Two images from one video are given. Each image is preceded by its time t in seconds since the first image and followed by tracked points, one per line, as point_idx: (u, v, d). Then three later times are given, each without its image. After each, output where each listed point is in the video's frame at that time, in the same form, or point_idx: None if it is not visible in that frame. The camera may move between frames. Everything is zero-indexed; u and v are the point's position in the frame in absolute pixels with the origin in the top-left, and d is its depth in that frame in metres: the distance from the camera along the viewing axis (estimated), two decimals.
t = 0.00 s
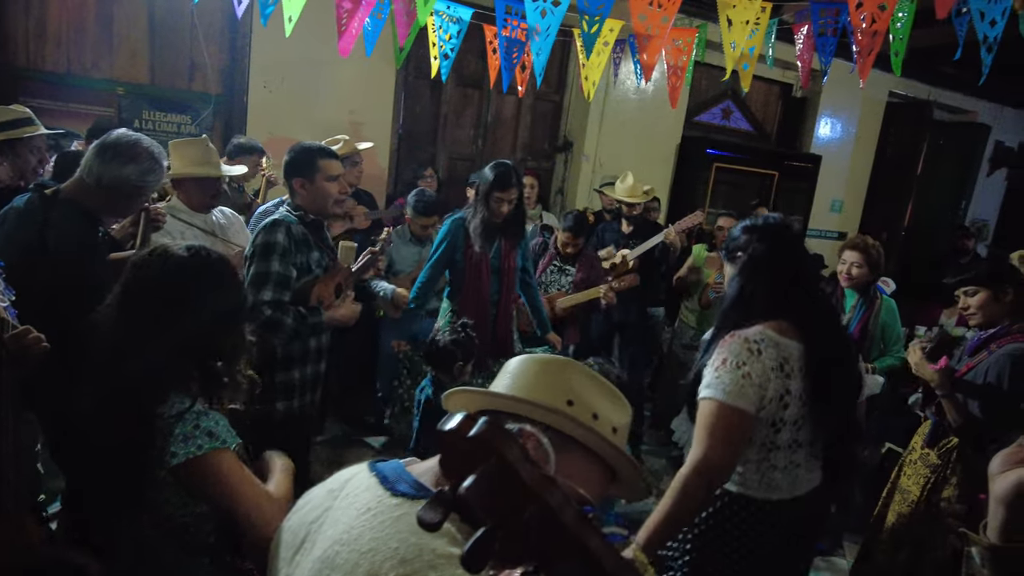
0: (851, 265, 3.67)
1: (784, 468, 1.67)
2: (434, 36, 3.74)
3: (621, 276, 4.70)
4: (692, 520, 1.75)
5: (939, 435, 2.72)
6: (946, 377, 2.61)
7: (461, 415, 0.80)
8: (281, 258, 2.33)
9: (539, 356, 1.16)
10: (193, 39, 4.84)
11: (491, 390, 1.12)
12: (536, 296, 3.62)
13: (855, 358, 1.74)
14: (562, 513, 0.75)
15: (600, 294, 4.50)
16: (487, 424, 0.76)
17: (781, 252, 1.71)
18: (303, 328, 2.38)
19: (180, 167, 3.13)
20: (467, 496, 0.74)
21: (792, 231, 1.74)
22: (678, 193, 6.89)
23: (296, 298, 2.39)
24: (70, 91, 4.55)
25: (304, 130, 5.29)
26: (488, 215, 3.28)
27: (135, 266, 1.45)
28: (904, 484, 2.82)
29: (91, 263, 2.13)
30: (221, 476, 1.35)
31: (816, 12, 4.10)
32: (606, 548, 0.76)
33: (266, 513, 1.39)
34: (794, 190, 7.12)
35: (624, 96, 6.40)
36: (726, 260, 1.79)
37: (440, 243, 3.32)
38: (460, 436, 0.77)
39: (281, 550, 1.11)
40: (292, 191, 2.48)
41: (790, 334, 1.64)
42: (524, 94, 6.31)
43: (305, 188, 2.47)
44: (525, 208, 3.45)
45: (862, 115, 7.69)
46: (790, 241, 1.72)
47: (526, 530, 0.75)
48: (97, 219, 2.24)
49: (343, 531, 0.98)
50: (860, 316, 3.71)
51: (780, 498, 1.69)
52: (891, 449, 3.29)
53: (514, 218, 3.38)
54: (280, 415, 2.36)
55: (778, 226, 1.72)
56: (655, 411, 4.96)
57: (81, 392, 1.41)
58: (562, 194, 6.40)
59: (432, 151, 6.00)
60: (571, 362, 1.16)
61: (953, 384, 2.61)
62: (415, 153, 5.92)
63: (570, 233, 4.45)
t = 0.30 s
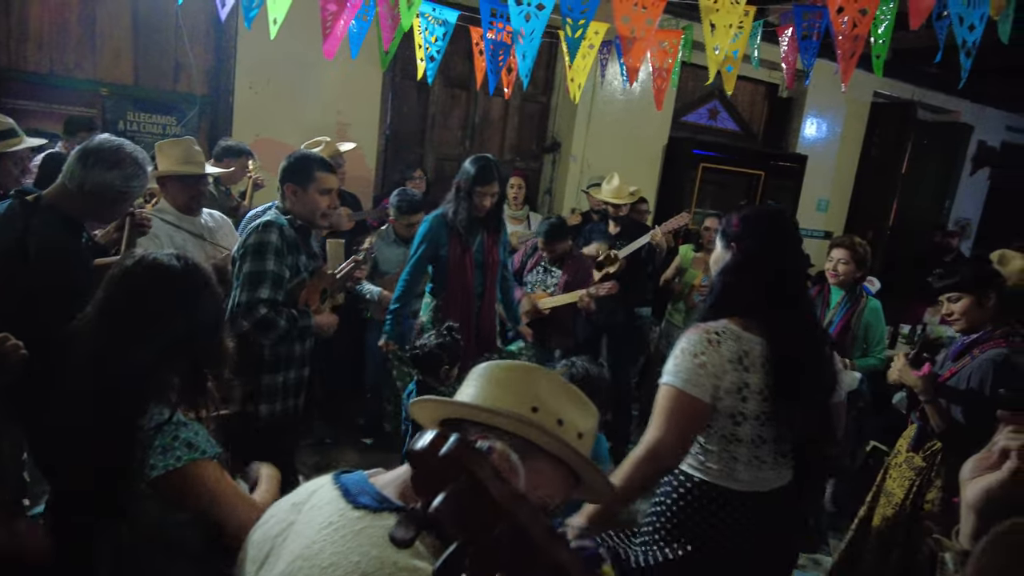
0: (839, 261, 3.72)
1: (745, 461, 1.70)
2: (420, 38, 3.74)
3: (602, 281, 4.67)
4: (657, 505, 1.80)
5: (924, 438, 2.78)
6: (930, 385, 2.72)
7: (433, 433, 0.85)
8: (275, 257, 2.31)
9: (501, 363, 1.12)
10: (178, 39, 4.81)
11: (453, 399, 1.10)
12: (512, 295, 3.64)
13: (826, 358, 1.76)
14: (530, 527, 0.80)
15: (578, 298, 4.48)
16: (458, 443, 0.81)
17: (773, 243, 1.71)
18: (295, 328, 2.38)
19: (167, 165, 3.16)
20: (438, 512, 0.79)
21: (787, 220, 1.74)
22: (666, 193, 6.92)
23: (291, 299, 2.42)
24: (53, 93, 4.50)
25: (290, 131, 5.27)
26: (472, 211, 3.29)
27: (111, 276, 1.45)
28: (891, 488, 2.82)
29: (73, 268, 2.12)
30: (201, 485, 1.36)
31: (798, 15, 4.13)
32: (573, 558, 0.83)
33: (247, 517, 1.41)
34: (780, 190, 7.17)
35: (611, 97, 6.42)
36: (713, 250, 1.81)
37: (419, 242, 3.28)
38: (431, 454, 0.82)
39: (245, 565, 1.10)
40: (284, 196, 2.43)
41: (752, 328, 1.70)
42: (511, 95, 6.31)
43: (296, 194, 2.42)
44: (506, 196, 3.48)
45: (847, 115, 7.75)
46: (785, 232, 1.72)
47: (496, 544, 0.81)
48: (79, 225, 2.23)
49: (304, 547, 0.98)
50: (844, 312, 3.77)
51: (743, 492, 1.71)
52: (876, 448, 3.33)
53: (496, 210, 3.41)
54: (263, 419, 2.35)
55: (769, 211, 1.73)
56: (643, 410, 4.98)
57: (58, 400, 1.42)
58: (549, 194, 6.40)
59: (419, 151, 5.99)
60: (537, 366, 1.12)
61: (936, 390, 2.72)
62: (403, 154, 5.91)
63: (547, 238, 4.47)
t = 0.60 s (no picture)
0: (807, 264, 3.80)
1: (711, 479, 1.75)
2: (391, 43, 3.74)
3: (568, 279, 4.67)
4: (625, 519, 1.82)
5: (886, 435, 2.86)
6: (892, 385, 2.79)
7: (366, 466, 0.86)
8: (244, 274, 2.30)
9: (457, 384, 1.20)
10: (148, 40, 4.76)
11: (403, 414, 1.15)
12: (484, 295, 3.68)
13: (789, 377, 1.82)
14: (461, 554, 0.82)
15: (539, 297, 4.53)
16: (391, 475, 0.83)
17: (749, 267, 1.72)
18: (272, 342, 2.40)
19: (140, 171, 3.12)
20: (366, 546, 0.79)
21: (763, 244, 1.75)
22: (640, 194, 6.98)
23: (262, 313, 2.39)
24: (18, 94, 4.42)
25: (263, 133, 5.23)
26: (439, 211, 3.34)
27: (87, 287, 1.44)
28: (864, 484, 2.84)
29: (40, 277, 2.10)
30: (172, 491, 1.39)
31: (763, 24, 4.17)
32: None
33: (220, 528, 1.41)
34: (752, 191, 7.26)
35: (585, 99, 6.46)
36: (685, 270, 1.81)
37: (392, 243, 3.31)
38: (365, 485, 0.83)
39: None
40: (250, 208, 2.42)
41: (720, 351, 1.73)
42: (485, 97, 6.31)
43: (263, 208, 2.41)
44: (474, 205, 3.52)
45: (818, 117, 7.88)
46: (762, 255, 1.74)
47: None
48: (46, 233, 2.20)
49: (243, 566, 1.00)
50: (811, 313, 3.84)
51: (708, 508, 1.76)
52: (843, 445, 3.41)
53: (465, 214, 3.43)
54: (249, 433, 2.37)
55: (745, 233, 1.74)
56: (617, 411, 5.02)
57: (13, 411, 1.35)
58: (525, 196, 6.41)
59: (394, 152, 5.98)
60: (490, 392, 1.21)
61: (898, 390, 2.79)
62: (377, 155, 5.89)
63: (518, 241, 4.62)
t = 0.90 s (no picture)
0: (761, 261, 3.88)
1: (678, 460, 1.78)
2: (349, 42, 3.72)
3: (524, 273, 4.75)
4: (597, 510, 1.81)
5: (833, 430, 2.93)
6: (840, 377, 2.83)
7: (290, 475, 0.86)
8: (193, 298, 2.25)
9: (406, 388, 1.24)
10: (99, 36, 4.66)
11: (348, 416, 1.18)
12: (455, 295, 3.65)
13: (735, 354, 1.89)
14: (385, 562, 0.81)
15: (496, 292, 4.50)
16: (312, 487, 0.83)
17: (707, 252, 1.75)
18: (230, 362, 2.37)
19: (91, 171, 3.04)
20: (287, 553, 0.82)
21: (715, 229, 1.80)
22: (602, 192, 7.04)
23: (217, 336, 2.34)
24: None
25: (219, 131, 5.15)
26: (401, 204, 3.32)
27: (40, 291, 1.43)
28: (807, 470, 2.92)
29: None
30: (126, 496, 1.38)
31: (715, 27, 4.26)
32: None
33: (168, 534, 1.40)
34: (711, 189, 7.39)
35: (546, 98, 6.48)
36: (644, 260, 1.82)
37: (357, 238, 3.30)
38: (286, 498, 0.82)
39: None
40: (193, 219, 2.30)
41: (678, 337, 1.76)
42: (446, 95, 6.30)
43: (209, 218, 2.31)
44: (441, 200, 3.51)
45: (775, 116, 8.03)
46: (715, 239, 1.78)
47: None
48: None
49: (185, 565, 1.02)
50: (766, 308, 3.95)
51: (676, 488, 1.80)
52: (797, 438, 3.50)
53: (430, 209, 3.41)
54: (217, 449, 2.35)
55: (703, 223, 1.77)
56: (579, 408, 5.07)
57: None
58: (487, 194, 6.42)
59: (355, 151, 5.94)
60: (434, 398, 1.25)
61: (846, 383, 2.80)
62: (337, 154, 5.85)
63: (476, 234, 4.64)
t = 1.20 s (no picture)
0: (709, 259, 3.95)
1: (606, 463, 1.84)
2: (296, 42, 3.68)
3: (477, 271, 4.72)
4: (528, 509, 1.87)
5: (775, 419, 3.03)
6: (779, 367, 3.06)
7: (206, 485, 0.80)
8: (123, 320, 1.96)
9: (342, 397, 1.24)
10: (35, 29, 4.48)
11: (286, 424, 1.18)
12: (403, 299, 3.65)
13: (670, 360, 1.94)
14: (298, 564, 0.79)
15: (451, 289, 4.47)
16: (228, 495, 0.79)
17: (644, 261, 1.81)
18: (168, 383, 2.11)
19: (24, 174, 2.93)
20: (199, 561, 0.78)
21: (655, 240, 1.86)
22: (556, 190, 7.09)
23: (151, 356, 2.04)
24: None
25: (165, 128, 5.02)
26: (352, 208, 3.32)
27: None
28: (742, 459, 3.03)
29: None
30: (61, 511, 1.33)
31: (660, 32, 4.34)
32: None
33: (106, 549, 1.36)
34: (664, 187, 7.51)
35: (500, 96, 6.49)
36: (581, 266, 1.87)
37: (304, 239, 3.26)
38: (202, 504, 0.78)
39: None
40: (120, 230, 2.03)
41: (612, 343, 1.81)
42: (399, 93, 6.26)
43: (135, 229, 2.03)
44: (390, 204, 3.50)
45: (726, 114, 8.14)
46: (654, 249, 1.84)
47: None
48: None
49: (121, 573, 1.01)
50: (715, 305, 4.03)
51: (603, 490, 1.85)
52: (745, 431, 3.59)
53: (381, 212, 3.42)
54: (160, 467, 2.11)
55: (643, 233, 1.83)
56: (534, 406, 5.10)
57: None
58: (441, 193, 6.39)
59: (306, 149, 5.86)
60: (370, 405, 1.26)
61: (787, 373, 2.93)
62: (289, 152, 5.75)
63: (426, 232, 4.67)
